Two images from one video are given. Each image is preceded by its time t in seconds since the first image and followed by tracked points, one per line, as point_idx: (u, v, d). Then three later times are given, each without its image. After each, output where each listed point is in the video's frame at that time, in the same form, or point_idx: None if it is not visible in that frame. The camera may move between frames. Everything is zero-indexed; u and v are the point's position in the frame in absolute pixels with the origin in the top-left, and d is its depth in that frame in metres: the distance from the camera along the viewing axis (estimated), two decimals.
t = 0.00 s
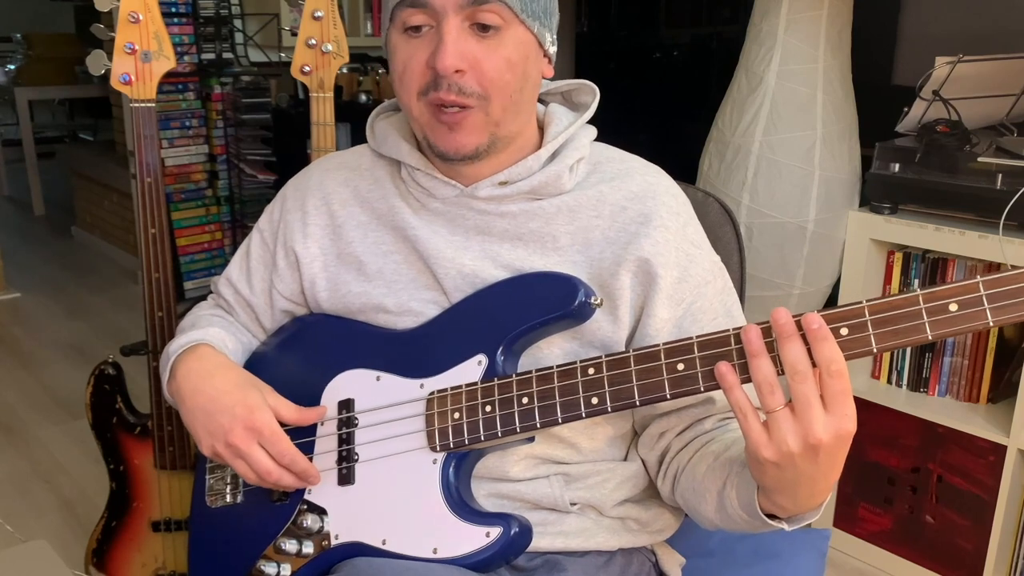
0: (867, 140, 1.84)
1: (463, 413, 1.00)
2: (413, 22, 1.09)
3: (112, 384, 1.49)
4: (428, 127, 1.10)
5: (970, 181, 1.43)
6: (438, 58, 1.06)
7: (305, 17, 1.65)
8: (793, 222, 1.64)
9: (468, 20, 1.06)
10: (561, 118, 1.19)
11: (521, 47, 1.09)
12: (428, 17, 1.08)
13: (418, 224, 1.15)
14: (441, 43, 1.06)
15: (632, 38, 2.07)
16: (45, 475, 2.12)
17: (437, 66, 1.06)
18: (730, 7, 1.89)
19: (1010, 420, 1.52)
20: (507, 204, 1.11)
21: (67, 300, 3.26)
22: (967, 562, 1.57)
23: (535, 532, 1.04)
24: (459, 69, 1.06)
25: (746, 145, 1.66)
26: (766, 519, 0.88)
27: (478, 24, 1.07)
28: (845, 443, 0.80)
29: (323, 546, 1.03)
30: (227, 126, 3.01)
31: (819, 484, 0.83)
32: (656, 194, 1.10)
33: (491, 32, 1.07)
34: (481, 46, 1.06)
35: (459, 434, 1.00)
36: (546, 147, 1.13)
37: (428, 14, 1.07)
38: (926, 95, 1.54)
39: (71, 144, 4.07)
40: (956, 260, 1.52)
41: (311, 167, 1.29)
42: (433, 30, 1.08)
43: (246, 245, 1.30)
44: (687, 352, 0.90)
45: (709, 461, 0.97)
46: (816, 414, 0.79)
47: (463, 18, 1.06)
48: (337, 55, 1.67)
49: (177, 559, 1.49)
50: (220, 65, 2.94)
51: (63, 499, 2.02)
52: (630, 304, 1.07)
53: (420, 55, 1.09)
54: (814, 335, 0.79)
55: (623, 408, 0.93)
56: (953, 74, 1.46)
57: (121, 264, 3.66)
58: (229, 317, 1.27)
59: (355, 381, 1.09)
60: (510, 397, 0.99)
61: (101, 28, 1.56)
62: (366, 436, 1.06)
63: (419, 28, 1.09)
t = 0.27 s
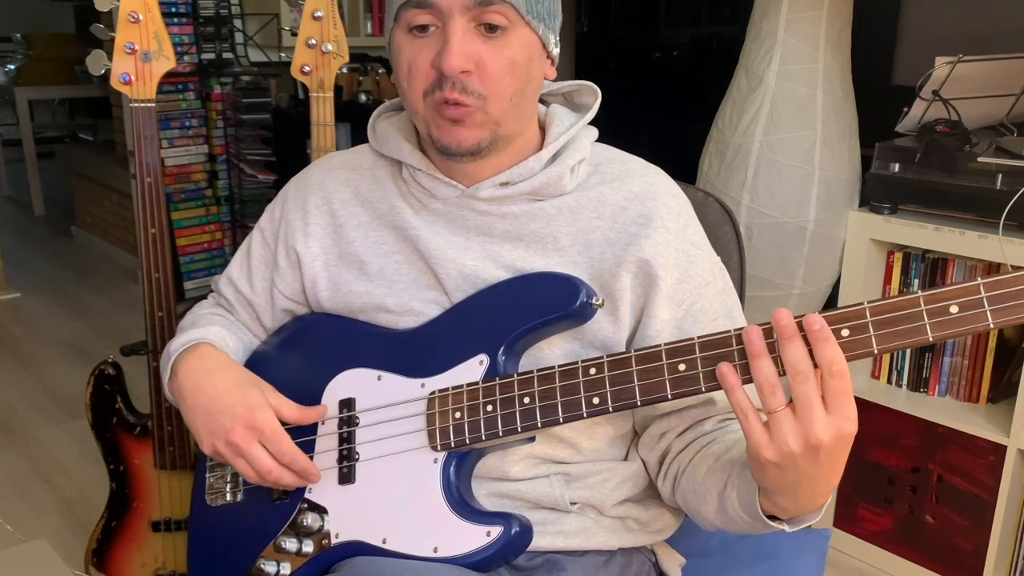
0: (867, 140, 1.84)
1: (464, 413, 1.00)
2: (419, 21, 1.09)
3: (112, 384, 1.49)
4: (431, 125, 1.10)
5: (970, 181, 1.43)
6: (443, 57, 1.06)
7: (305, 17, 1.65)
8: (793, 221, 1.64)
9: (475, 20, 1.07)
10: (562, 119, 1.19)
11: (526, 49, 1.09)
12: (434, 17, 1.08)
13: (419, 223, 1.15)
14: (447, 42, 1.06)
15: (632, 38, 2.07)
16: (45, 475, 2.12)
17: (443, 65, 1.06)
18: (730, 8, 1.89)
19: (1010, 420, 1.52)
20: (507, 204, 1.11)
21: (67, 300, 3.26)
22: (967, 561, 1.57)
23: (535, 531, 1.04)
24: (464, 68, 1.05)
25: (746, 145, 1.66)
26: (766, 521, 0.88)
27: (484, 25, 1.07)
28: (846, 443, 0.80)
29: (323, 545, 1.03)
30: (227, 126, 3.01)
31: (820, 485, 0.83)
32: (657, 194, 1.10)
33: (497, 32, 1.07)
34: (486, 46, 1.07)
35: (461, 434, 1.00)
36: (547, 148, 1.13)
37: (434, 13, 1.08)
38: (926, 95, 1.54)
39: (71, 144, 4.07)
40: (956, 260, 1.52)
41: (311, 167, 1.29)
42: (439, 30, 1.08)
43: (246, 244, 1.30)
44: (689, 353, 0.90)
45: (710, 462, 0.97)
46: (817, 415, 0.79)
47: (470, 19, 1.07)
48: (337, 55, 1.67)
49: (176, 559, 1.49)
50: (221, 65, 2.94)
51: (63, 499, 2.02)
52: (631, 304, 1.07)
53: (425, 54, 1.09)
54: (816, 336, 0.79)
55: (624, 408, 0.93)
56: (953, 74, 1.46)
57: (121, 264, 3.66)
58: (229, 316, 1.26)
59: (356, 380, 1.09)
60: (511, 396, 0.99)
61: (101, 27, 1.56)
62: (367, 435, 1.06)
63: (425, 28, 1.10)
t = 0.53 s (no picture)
0: (867, 140, 1.84)
1: (465, 413, 1.00)
2: (422, 18, 1.09)
3: (112, 384, 1.49)
4: (435, 122, 1.10)
5: (970, 181, 1.43)
6: (449, 54, 1.07)
7: (305, 17, 1.65)
8: (793, 221, 1.65)
9: (479, 17, 1.07)
10: (562, 119, 1.19)
11: (530, 46, 1.09)
12: (439, 13, 1.08)
13: (419, 223, 1.15)
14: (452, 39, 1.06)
15: (632, 38, 2.07)
16: (45, 475, 2.12)
17: (449, 62, 1.06)
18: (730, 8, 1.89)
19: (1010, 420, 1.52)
20: (507, 204, 1.11)
21: (67, 300, 3.26)
22: (967, 561, 1.57)
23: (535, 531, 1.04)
24: (471, 65, 1.06)
25: (746, 145, 1.66)
26: (765, 522, 0.88)
27: (489, 21, 1.07)
28: (846, 448, 0.80)
29: (322, 545, 1.03)
30: (227, 126, 3.01)
31: (820, 489, 0.83)
32: (657, 195, 1.10)
33: (502, 28, 1.07)
34: (491, 43, 1.07)
35: (461, 433, 1.00)
36: (547, 148, 1.13)
37: (439, 10, 1.08)
38: (926, 95, 1.54)
39: (71, 144, 4.07)
40: (956, 260, 1.52)
41: (311, 167, 1.29)
42: (444, 26, 1.08)
43: (246, 245, 1.30)
44: (689, 353, 0.90)
45: (709, 463, 0.97)
46: (818, 419, 0.79)
47: (475, 15, 1.07)
48: (337, 55, 1.67)
49: (176, 559, 1.49)
50: (220, 65, 2.94)
51: (63, 500, 2.02)
52: (631, 305, 1.07)
53: (430, 51, 1.09)
54: (814, 340, 0.78)
55: (624, 408, 0.93)
56: (953, 74, 1.46)
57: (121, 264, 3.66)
58: (230, 316, 1.26)
59: (356, 381, 1.09)
60: (511, 397, 0.99)
61: (101, 28, 1.56)
62: (367, 435, 1.06)
63: (429, 24, 1.09)
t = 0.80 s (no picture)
0: (867, 140, 1.84)
1: (465, 413, 1.00)
2: (418, 13, 1.10)
3: (112, 384, 1.49)
4: (430, 117, 1.10)
5: (970, 181, 1.43)
6: (442, 47, 1.07)
7: (305, 17, 1.65)
8: (793, 221, 1.65)
9: (473, 11, 1.07)
10: (562, 119, 1.19)
11: (526, 40, 1.09)
12: (433, 8, 1.09)
13: (419, 223, 1.15)
14: (445, 33, 1.07)
15: (632, 38, 2.07)
16: (45, 475, 2.12)
17: (441, 55, 1.07)
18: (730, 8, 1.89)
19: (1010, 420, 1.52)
20: (507, 204, 1.11)
21: (67, 300, 3.26)
22: (967, 561, 1.57)
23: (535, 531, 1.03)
24: (463, 58, 1.06)
25: (746, 145, 1.66)
26: (766, 518, 0.88)
27: (483, 15, 1.07)
28: (852, 449, 0.81)
29: (323, 545, 1.03)
30: (227, 126, 3.01)
31: (825, 488, 0.83)
32: (657, 194, 1.10)
33: (496, 23, 1.07)
34: (485, 37, 1.07)
35: (461, 434, 1.00)
36: (547, 148, 1.13)
37: (433, 4, 1.08)
38: (926, 95, 1.54)
39: (71, 144, 4.07)
40: (956, 260, 1.52)
41: (311, 167, 1.29)
42: (438, 21, 1.09)
43: (246, 245, 1.30)
44: (689, 353, 0.90)
45: (709, 461, 0.97)
46: (825, 423, 0.79)
47: (469, 10, 1.07)
48: (337, 55, 1.67)
49: (177, 559, 1.49)
50: (220, 65, 2.95)
51: (62, 500, 2.02)
52: (631, 305, 1.07)
53: (423, 46, 1.10)
54: (819, 342, 0.78)
55: (624, 408, 0.93)
56: (953, 74, 1.46)
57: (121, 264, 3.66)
58: (230, 317, 1.26)
59: (357, 381, 1.09)
60: (511, 397, 0.99)
61: (101, 28, 1.56)
62: (367, 435, 1.06)
63: (424, 19, 1.10)
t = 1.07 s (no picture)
0: (867, 140, 1.84)
1: (464, 412, 1.00)
2: (421, 13, 1.10)
3: (112, 384, 1.49)
4: (435, 117, 1.10)
5: (970, 181, 1.43)
6: (448, 47, 1.07)
7: (305, 17, 1.65)
8: (793, 221, 1.65)
9: (478, 11, 1.08)
10: (561, 117, 1.19)
11: (529, 38, 1.09)
12: (438, 7, 1.09)
13: (419, 223, 1.15)
14: (451, 32, 1.07)
15: (632, 38, 2.07)
16: (45, 475, 2.12)
17: (448, 54, 1.07)
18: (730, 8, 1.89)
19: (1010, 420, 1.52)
20: (507, 202, 1.11)
21: (67, 300, 3.26)
22: (967, 561, 1.57)
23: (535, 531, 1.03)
24: (469, 57, 1.06)
25: (746, 145, 1.66)
26: (764, 513, 0.89)
27: (488, 15, 1.08)
28: (851, 445, 0.81)
29: (323, 544, 1.03)
30: (227, 126, 3.01)
31: (823, 482, 0.84)
32: (656, 194, 1.10)
33: (501, 21, 1.08)
34: (490, 35, 1.07)
35: (461, 433, 1.00)
36: (547, 146, 1.13)
37: (437, 4, 1.09)
38: (926, 95, 1.54)
39: (71, 144, 4.07)
40: (956, 260, 1.52)
41: (311, 168, 1.29)
42: (442, 20, 1.09)
43: (247, 246, 1.30)
44: (688, 351, 0.90)
45: (710, 455, 0.97)
46: (825, 420, 0.79)
47: (473, 9, 1.07)
48: (337, 55, 1.67)
49: (177, 559, 1.49)
50: (220, 65, 2.95)
51: (62, 500, 2.02)
52: (631, 303, 1.07)
53: (428, 45, 1.10)
54: (818, 340, 0.78)
55: (623, 406, 0.93)
56: (953, 74, 1.46)
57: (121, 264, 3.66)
58: (231, 317, 1.27)
59: (357, 381, 1.09)
60: (510, 396, 0.99)
61: (101, 28, 1.56)
62: (367, 435, 1.06)
63: (428, 19, 1.10)
